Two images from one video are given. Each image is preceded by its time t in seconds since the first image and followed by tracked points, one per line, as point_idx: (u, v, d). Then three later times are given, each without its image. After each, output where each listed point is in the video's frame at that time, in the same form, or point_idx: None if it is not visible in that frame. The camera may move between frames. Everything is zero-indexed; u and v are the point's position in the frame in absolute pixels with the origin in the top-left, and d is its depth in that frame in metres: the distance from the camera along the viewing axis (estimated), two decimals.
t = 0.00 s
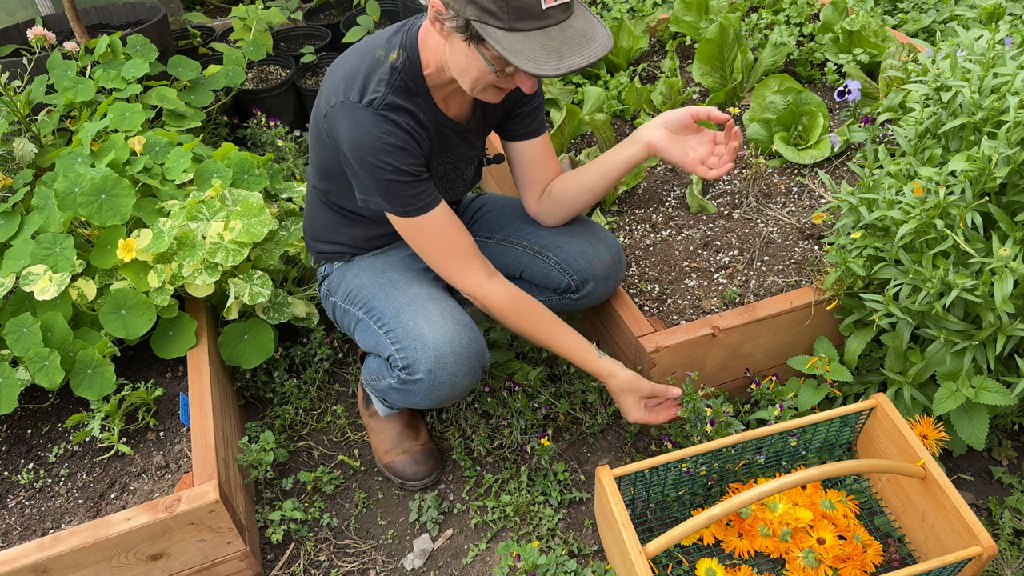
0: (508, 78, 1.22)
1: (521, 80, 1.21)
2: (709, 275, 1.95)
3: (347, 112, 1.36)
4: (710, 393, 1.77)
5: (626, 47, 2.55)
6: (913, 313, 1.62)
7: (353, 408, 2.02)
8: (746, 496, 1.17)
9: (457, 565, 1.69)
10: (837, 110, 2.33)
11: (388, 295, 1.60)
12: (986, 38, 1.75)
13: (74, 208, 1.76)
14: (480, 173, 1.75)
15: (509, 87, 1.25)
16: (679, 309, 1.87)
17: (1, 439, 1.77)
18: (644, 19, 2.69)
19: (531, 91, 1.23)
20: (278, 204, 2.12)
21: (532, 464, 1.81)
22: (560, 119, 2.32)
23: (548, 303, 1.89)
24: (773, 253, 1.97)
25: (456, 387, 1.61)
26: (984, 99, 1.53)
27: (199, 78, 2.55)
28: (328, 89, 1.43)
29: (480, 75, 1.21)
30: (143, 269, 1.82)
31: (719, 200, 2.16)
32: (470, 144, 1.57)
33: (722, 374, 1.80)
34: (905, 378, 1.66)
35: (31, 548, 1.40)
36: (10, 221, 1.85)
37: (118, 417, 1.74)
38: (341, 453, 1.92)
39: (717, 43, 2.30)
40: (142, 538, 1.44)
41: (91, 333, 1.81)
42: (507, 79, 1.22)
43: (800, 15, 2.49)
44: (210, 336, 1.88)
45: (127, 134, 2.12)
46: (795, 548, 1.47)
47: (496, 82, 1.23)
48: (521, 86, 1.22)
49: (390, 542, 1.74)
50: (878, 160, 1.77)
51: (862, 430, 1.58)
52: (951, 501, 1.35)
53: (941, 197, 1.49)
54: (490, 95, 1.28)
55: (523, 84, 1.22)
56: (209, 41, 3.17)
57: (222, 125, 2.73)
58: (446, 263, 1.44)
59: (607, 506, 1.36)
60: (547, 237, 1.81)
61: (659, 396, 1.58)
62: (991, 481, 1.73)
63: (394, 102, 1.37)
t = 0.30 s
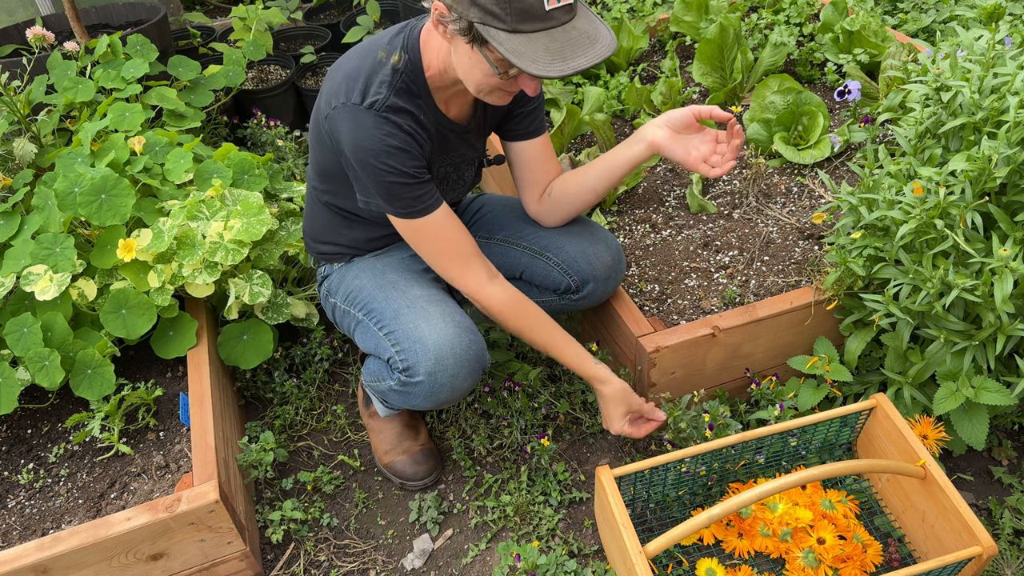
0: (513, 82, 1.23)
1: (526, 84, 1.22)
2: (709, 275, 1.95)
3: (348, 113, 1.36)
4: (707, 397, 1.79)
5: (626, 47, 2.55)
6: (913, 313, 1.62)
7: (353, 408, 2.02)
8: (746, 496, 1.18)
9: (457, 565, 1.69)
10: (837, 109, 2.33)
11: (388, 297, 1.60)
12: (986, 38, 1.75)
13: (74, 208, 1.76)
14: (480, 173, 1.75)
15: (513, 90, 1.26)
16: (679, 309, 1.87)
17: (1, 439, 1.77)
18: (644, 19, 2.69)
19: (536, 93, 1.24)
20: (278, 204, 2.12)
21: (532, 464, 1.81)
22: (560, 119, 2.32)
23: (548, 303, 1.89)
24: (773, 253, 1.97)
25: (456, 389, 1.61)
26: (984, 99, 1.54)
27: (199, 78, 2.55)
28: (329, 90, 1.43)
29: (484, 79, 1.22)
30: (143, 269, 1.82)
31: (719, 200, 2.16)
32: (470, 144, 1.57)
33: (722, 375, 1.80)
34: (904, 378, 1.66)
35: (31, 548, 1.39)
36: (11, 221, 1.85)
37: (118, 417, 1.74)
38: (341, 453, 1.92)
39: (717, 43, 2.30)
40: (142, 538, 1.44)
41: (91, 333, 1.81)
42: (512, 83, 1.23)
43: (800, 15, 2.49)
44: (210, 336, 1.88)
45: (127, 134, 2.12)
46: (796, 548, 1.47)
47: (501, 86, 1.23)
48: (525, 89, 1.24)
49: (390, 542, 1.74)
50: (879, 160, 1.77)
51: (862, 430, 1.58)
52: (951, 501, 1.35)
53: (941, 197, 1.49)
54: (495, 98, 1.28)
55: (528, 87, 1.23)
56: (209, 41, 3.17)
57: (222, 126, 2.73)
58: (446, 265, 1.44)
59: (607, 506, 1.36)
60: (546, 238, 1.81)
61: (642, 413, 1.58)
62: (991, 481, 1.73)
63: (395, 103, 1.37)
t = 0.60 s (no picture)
0: (513, 84, 1.23)
1: (526, 87, 1.22)
2: (709, 275, 1.95)
3: (346, 112, 1.36)
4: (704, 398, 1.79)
5: (626, 47, 2.55)
6: (913, 313, 1.62)
7: (353, 408, 2.02)
8: (746, 496, 1.18)
9: (457, 565, 1.69)
10: (837, 109, 2.33)
11: (388, 296, 1.60)
12: (986, 38, 1.75)
13: (74, 208, 1.76)
14: (480, 173, 1.75)
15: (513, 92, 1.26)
16: (679, 309, 1.87)
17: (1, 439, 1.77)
18: (644, 19, 2.69)
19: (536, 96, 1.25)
20: (278, 204, 2.12)
21: (532, 464, 1.81)
22: (560, 119, 2.32)
23: (548, 303, 1.89)
24: (773, 253, 1.97)
25: (456, 388, 1.61)
26: (984, 99, 1.54)
27: (199, 78, 2.55)
28: (328, 89, 1.43)
29: (485, 81, 1.21)
30: (143, 269, 1.82)
31: (719, 200, 2.16)
32: (470, 145, 1.57)
33: (722, 375, 1.80)
34: (905, 378, 1.66)
35: (31, 548, 1.40)
36: (10, 221, 1.85)
37: (117, 417, 1.74)
38: (341, 453, 1.92)
39: (717, 43, 2.30)
40: (142, 538, 1.44)
41: (91, 333, 1.81)
42: (512, 85, 1.23)
43: (800, 15, 2.49)
44: (210, 336, 1.88)
45: (127, 134, 2.12)
46: (796, 548, 1.47)
47: (502, 88, 1.23)
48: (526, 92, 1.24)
49: (390, 542, 1.74)
50: (878, 160, 1.77)
51: (862, 430, 1.58)
52: (951, 501, 1.35)
53: (941, 197, 1.49)
54: (496, 99, 1.28)
55: (528, 90, 1.23)
56: (209, 41, 3.17)
57: (222, 126, 2.73)
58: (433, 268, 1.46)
59: (607, 506, 1.36)
60: (546, 238, 1.81)
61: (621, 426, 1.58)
62: (991, 481, 1.73)
63: (394, 104, 1.37)
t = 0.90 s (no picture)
0: (513, 84, 1.23)
1: (526, 86, 1.22)
2: (709, 275, 1.95)
3: (343, 110, 1.36)
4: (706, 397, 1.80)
5: (626, 47, 2.55)
6: (913, 313, 1.62)
7: (353, 408, 2.02)
8: (747, 496, 1.17)
9: (457, 565, 1.69)
10: (837, 109, 2.33)
11: (387, 296, 1.60)
12: (986, 38, 1.75)
13: (74, 208, 1.76)
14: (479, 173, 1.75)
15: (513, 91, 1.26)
16: (679, 309, 1.87)
17: (1, 439, 1.77)
18: (644, 19, 2.70)
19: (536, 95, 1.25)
20: (278, 204, 2.12)
21: (532, 465, 1.81)
22: (560, 119, 2.32)
23: (548, 304, 1.89)
24: (773, 253, 1.97)
25: (455, 388, 1.61)
26: (984, 99, 1.54)
27: (199, 78, 2.55)
28: (326, 87, 1.43)
29: (485, 80, 1.21)
30: (143, 269, 1.82)
31: (719, 200, 2.16)
32: (468, 145, 1.57)
33: (722, 375, 1.80)
34: (904, 378, 1.66)
35: (31, 548, 1.40)
36: (11, 221, 1.85)
37: (118, 417, 1.74)
38: (341, 453, 1.92)
39: (717, 43, 2.30)
40: (142, 538, 1.44)
41: (91, 333, 1.81)
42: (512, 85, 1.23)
43: (800, 15, 2.49)
44: (209, 336, 1.88)
45: (127, 134, 2.12)
46: (796, 548, 1.47)
47: (502, 87, 1.23)
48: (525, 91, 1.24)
49: (390, 542, 1.74)
50: (878, 160, 1.77)
51: (862, 430, 1.58)
52: (951, 501, 1.35)
53: (941, 197, 1.49)
54: (494, 99, 1.28)
55: (528, 89, 1.23)
56: (209, 41, 3.17)
57: (222, 126, 2.73)
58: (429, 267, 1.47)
59: (607, 506, 1.36)
60: (546, 238, 1.81)
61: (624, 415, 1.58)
62: (991, 481, 1.73)
63: (391, 103, 1.37)
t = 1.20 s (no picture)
0: (512, 80, 1.23)
1: (524, 82, 1.22)
2: (709, 275, 1.95)
3: (341, 109, 1.36)
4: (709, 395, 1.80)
5: (626, 47, 2.55)
6: (913, 313, 1.62)
7: (353, 408, 2.02)
8: (747, 496, 1.17)
9: (457, 565, 1.69)
10: (837, 109, 2.33)
11: (386, 295, 1.60)
12: (986, 38, 1.75)
13: (74, 208, 1.76)
14: (478, 173, 1.75)
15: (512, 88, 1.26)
16: (679, 309, 1.87)
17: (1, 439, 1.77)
18: (644, 19, 2.70)
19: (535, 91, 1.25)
20: (278, 204, 2.12)
21: (532, 464, 1.81)
22: (560, 119, 2.32)
23: (548, 304, 1.89)
24: (773, 253, 1.97)
25: (454, 387, 1.61)
26: (984, 99, 1.54)
27: (199, 78, 2.55)
28: (325, 86, 1.43)
29: (483, 77, 1.21)
30: (143, 269, 1.82)
31: (719, 200, 2.16)
32: (467, 144, 1.57)
33: (722, 375, 1.80)
34: (904, 378, 1.66)
35: (31, 548, 1.40)
36: (11, 221, 1.85)
37: (118, 417, 1.74)
38: (341, 453, 1.92)
39: (717, 43, 2.30)
40: (142, 538, 1.44)
41: (91, 333, 1.81)
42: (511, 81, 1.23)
43: (800, 15, 2.49)
44: (209, 336, 1.88)
45: (127, 134, 2.12)
46: (796, 548, 1.47)
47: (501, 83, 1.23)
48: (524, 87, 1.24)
49: (390, 542, 1.74)
50: (879, 160, 1.77)
51: (862, 430, 1.58)
52: (951, 501, 1.35)
53: (941, 197, 1.49)
54: (493, 96, 1.28)
55: (528, 85, 1.23)
56: (209, 41, 3.17)
57: (222, 125, 2.73)
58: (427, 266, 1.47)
59: (607, 506, 1.36)
60: (546, 238, 1.81)
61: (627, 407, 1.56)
62: (991, 481, 1.73)
63: (389, 101, 1.37)
